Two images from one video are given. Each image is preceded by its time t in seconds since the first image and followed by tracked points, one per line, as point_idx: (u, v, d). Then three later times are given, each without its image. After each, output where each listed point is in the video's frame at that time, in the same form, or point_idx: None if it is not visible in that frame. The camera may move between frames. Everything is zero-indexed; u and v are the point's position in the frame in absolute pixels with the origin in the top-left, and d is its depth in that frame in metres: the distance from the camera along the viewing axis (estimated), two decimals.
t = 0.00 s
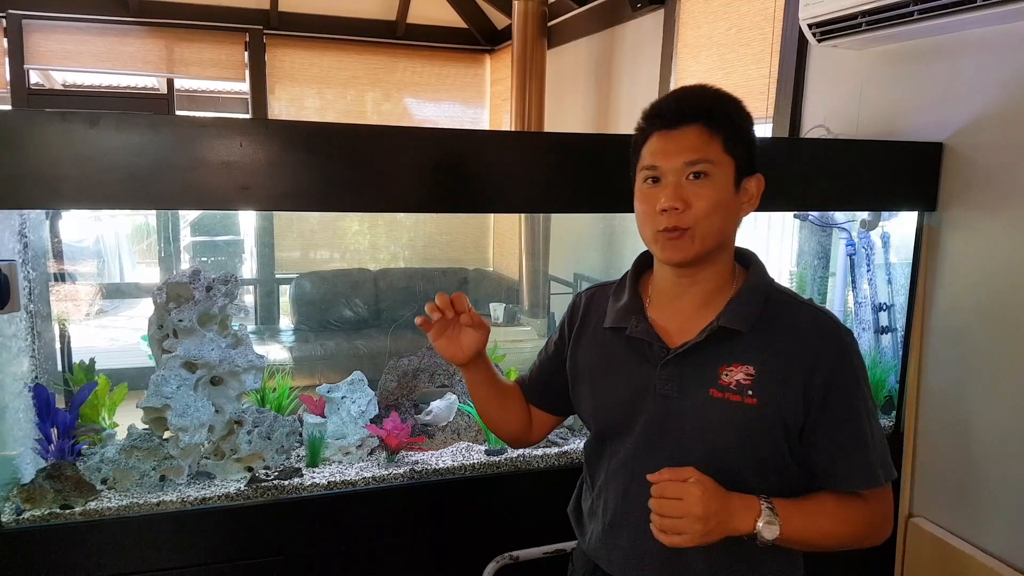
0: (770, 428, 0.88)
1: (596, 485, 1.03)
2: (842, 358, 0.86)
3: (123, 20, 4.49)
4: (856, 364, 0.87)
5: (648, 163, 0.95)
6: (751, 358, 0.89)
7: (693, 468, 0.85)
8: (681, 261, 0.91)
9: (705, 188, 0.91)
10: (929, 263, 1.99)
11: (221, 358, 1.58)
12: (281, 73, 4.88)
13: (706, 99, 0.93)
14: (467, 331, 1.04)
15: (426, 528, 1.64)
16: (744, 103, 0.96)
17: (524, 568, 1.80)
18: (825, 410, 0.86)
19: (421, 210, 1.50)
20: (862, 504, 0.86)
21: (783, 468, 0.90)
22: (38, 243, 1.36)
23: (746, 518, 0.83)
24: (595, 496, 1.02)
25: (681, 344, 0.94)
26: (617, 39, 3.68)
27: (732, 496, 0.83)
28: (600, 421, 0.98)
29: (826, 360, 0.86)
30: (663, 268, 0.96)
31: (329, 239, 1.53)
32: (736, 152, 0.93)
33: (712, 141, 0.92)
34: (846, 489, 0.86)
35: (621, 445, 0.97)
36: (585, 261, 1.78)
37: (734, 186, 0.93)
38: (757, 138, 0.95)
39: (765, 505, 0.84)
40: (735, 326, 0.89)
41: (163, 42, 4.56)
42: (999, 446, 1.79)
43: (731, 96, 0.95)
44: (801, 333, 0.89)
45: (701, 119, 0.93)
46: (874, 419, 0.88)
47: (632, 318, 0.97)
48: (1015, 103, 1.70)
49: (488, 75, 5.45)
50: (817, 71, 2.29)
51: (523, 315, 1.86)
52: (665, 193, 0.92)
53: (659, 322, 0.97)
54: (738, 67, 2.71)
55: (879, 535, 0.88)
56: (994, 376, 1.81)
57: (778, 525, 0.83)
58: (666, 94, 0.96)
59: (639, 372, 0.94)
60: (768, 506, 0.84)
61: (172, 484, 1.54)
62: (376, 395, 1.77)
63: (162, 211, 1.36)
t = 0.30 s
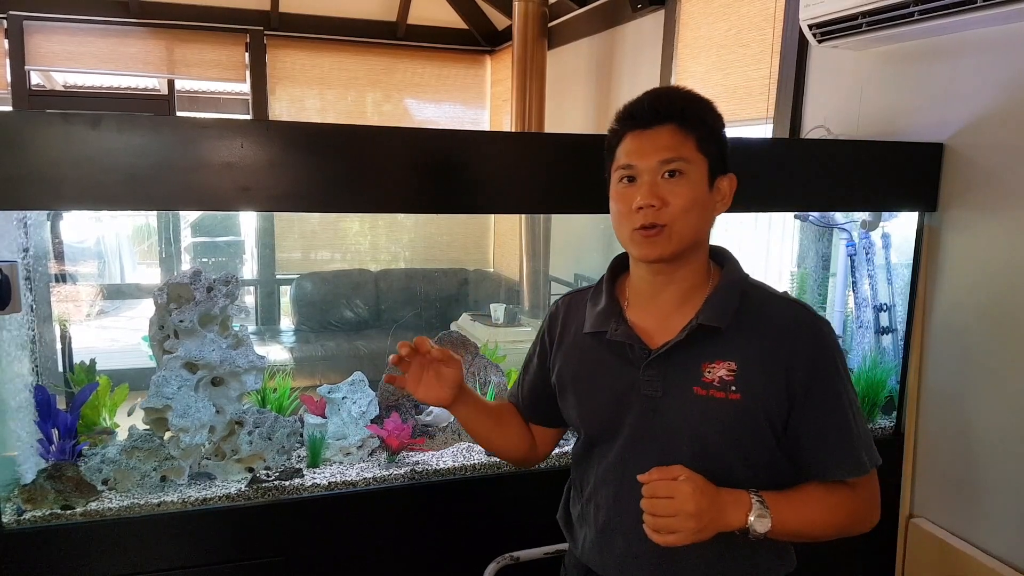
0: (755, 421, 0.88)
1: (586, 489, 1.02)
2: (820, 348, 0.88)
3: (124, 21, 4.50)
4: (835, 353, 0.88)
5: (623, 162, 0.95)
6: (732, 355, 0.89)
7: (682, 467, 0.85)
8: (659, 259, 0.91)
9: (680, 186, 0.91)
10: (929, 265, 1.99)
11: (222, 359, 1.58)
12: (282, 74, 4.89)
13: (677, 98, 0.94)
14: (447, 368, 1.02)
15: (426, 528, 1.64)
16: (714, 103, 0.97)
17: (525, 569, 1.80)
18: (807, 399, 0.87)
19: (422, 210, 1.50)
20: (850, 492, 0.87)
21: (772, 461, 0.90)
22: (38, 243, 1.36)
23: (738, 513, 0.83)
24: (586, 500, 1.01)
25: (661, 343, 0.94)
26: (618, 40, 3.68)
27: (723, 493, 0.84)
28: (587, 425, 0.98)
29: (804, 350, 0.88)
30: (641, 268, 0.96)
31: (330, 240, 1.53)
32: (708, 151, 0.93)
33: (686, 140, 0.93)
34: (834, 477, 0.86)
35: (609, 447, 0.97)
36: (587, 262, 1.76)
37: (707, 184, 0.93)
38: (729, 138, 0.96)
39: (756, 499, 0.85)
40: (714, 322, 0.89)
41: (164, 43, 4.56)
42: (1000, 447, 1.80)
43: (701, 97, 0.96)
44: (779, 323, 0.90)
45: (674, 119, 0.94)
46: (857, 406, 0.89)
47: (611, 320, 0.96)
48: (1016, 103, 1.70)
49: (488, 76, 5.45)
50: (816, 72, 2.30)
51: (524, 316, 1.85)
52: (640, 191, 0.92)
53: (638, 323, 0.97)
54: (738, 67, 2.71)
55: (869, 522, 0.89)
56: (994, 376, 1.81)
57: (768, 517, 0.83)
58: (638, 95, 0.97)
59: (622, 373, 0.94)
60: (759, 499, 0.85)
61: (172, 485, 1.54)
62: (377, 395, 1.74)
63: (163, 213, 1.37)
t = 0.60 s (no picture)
0: (754, 415, 0.90)
1: (581, 495, 1.01)
2: (812, 340, 0.91)
3: (125, 22, 4.50)
4: (824, 346, 0.92)
5: (610, 163, 0.95)
6: (728, 350, 0.91)
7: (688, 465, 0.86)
8: (649, 257, 0.91)
9: (667, 185, 0.92)
10: (929, 266, 1.99)
11: (223, 359, 1.58)
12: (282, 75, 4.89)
13: (662, 98, 0.94)
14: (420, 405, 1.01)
15: (427, 528, 1.64)
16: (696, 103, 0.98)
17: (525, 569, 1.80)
18: (802, 392, 0.91)
19: (422, 211, 1.50)
20: (841, 479, 0.91)
21: (768, 457, 0.92)
22: (39, 245, 1.37)
23: (744, 507, 0.85)
24: (580, 508, 1.00)
25: (653, 342, 0.95)
26: (618, 41, 3.68)
27: (728, 487, 0.85)
28: (584, 428, 0.96)
29: (798, 343, 0.91)
30: (630, 268, 0.96)
31: (330, 240, 1.54)
32: (693, 151, 0.94)
33: (671, 140, 0.93)
34: (830, 465, 0.90)
35: (603, 453, 0.96)
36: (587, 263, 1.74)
37: (693, 183, 0.94)
38: (713, 138, 0.97)
39: (759, 492, 0.87)
40: (709, 317, 0.91)
41: (165, 45, 4.56)
42: (1000, 447, 1.80)
43: (684, 97, 0.97)
44: (771, 316, 0.93)
45: (660, 120, 0.94)
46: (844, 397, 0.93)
47: (603, 321, 0.96)
48: (1016, 104, 1.71)
49: (489, 76, 5.45)
50: (816, 73, 2.30)
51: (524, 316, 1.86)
52: (629, 191, 0.92)
53: (628, 323, 0.97)
54: (738, 68, 2.72)
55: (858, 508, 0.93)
56: (994, 376, 1.81)
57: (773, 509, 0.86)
58: (623, 95, 0.97)
59: (617, 374, 0.93)
60: (762, 492, 0.87)
61: (173, 485, 1.54)
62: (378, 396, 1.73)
63: (164, 214, 1.37)
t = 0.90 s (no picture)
0: (750, 410, 0.91)
1: (577, 496, 0.99)
2: (803, 334, 0.93)
3: (122, 22, 4.50)
4: (816, 340, 0.94)
5: (600, 162, 0.95)
6: (723, 347, 0.92)
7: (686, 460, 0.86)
8: (641, 255, 0.91)
9: (659, 183, 0.92)
10: (926, 266, 1.99)
11: (221, 360, 1.57)
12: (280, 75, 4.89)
13: (650, 96, 0.95)
14: (429, 402, 0.97)
15: (426, 529, 1.64)
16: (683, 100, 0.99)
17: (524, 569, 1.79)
18: (796, 385, 0.92)
19: (420, 210, 1.50)
20: (833, 472, 0.93)
21: (763, 451, 0.93)
22: (37, 246, 1.37)
23: (743, 500, 0.86)
24: (575, 510, 0.99)
25: (648, 340, 0.95)
26: (617, 41, 3.68)
27: (727, 482, 0.86)
28: (580, 429, 0.95)
29: (792, 337, 0.92)
30: (621, 268, 0.96)
31: (329, 240, 1.54)
32: (682, 148, 0.94)
33: (660, 138, 0.94)
34: (822, 457, 0.92)
35: (600, 453, 0.96)
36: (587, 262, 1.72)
37: (683, 181, 0.94)
38: (700, 135, 0.98)
39: (757, 485, 0.88)
40: (703, 314, 0.91)
41: (162, 45, 4.56)
42: (998, 446, 1.80)
43: (672, 94, 0.97)
44: (762, 312, 0.94)
45: (648, 118, 0.94)
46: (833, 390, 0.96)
47: (596, 320, 0.96)
48: (1014, 102, 1.71)
49: (487, 76, 5.45)
50: (814, 72, 2.30)
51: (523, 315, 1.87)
52: (620, 190, 0.92)
53: (621, 322, 0.97)
54: (735, 67, 2.72)
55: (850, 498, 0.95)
56: (992, 375, 1.81)
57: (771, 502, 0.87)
58: (611, 93, 0.97)
59: (612, 374, 0.93)
60: (759, 486, 0.88)
61: (171, 486, 1.53)
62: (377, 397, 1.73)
63: (162, 214, 1.37)
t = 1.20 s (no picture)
0: (743, 410, 0.91)
1: (571, 496, 0.99)
2: (796, 333, 0.94)
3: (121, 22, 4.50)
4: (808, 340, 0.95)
5: (593, 165, 0.95)
6: (718, 346, 0.92)
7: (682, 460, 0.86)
8: (635, 259, 0.92)
9: (653, 187, 0.92)
10: (925, 265, 2.00)
11: (220, 359, 1.58)
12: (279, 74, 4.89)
13: (644, 96, 0.94)
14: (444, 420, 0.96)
15: (425, 528, 1.64)
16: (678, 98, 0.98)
17: (522, 568, 1.80)
18: (789, 385, 0.93)
19: (419, 210, 1.50)
20: (825, 473, 0.94)
21: (756, 450, 0.94)
22: (36, 244, 1.37)
23: (737, 499, 0.86)
24: (569, 510, 0.99)
25: (643, 341, 0.95)
26: (615, 41, 3.69)
27: (722, 482, 0.86)
28: (575, 428, 0.95)
29: (785, 337, 0.93)
30: (616, 270, 0.96)
31: (328, 240, 1.54)
32: (676, 150, 0.94)
33: (654, 140, 0.93)
34: (815, 457, 0.92)
35: (597, 451, 0.95)
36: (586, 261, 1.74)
37: (677, 182, 0.94)
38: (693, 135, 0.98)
39: (751, 485, 0.88)
40: (697, 314, 0.92)
41: (162, 44, 4.56)
42: (996, 445, 1.80)
43: (667, 94, 0.96)
44: (755, 312, 0.94)
45: (642, 119, 0.94)
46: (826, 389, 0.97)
47: (590, 319, 0.95)
48: (1012, 102, 1.71)
49: (485, 76, 5.45)
50: (812, 71, 2.30)
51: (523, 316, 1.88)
52: (614, 194, 0.92)
53: (615, 323, 0.97)
54: (734, 67, 2.72)
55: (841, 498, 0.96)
56: (991, 374, 1.81)
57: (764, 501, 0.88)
58: (603, 93, 0.96)
59: (607, 373, 0.93)
60: (753, 485, 0.88)
61: (170, 485, 1.53)
62: (376, 396, 1.73)
63: (160, 214, 1.37)
